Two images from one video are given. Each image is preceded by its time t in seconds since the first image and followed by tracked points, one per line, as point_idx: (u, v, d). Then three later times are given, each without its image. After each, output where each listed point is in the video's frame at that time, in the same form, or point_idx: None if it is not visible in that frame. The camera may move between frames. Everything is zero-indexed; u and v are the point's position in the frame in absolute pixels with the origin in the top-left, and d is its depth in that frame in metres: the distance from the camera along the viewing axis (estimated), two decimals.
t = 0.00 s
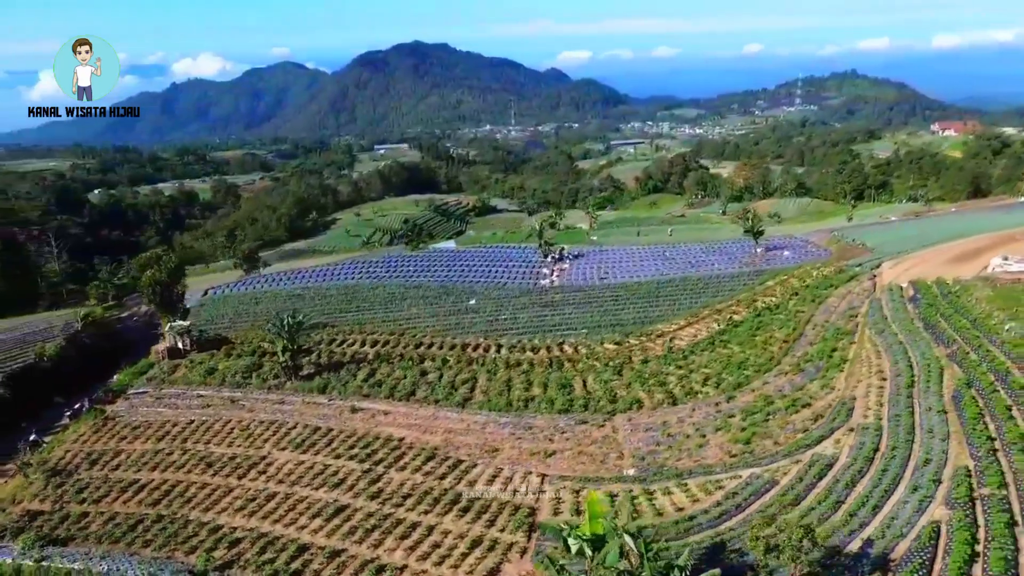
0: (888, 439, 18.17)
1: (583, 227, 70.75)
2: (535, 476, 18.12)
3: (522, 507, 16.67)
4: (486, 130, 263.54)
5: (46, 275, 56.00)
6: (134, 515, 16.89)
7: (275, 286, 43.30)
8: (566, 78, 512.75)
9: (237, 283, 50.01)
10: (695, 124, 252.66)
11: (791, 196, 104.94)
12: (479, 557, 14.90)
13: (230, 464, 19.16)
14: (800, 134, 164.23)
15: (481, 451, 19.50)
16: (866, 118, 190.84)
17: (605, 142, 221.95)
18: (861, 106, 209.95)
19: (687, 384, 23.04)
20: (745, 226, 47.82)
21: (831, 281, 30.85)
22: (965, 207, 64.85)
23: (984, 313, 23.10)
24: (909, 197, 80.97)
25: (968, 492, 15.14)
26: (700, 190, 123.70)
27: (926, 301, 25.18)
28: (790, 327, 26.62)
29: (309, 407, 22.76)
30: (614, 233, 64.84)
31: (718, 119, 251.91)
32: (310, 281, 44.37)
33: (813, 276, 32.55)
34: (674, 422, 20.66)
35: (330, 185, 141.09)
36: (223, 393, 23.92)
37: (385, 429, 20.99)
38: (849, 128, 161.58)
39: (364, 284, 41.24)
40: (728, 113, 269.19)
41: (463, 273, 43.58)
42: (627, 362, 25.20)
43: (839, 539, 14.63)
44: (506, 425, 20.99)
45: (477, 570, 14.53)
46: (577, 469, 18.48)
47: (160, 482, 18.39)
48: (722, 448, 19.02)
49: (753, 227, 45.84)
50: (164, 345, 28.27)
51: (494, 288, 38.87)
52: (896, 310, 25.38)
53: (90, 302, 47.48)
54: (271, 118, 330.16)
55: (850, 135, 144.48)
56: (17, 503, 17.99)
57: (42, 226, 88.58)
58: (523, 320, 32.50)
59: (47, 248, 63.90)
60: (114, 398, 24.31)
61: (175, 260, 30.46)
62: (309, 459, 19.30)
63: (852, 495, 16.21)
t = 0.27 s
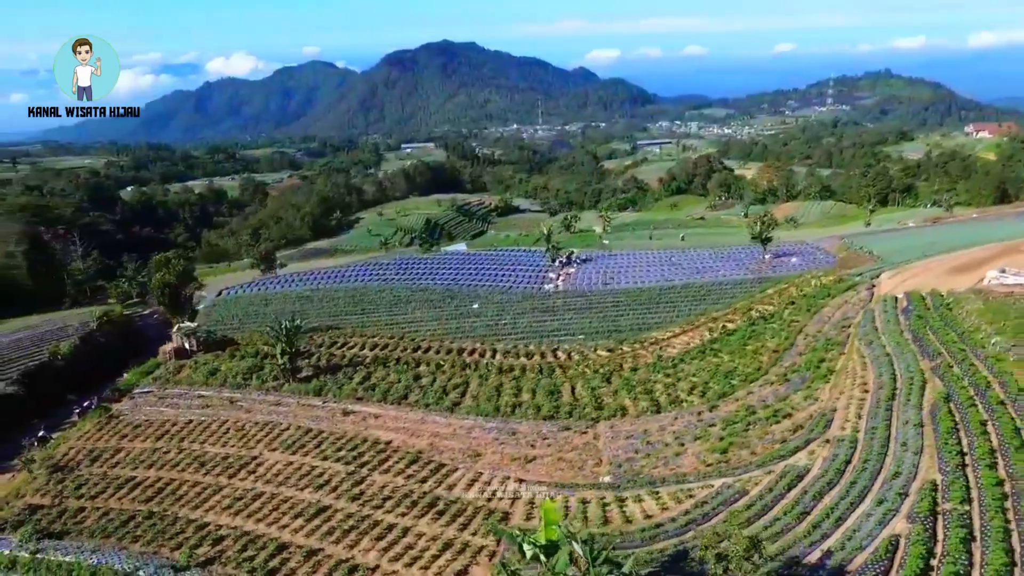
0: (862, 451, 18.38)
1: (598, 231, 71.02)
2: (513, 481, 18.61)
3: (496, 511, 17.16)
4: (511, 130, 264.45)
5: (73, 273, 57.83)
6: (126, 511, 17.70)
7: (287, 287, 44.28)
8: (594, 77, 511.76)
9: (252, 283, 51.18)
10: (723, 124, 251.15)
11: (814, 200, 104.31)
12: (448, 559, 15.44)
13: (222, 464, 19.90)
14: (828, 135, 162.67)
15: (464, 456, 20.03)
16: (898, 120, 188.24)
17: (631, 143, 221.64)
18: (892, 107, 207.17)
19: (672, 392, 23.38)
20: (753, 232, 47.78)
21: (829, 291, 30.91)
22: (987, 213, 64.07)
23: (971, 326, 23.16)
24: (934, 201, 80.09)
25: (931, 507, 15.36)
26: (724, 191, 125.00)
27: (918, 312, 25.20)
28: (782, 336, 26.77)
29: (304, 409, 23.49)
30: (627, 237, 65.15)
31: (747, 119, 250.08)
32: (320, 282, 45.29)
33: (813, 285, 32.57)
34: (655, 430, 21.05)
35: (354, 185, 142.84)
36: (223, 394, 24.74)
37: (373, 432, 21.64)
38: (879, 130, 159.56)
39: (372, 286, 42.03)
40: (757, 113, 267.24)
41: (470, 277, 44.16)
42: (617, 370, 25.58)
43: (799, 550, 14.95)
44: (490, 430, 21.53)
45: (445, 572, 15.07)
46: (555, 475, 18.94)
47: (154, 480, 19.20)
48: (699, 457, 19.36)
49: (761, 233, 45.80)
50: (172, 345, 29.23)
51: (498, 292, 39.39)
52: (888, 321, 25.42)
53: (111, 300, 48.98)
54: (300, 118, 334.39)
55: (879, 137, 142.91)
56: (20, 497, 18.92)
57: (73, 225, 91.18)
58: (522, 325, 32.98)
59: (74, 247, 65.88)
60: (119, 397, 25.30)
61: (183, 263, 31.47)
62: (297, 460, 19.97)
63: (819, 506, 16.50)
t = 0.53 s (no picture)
0: (836, 463, 18.62)
1: (614, 234, 71.29)
2: (493, 485, 19.13)
3: (473, 515, 17.69)
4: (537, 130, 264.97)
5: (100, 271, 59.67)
6: (121, 507, 18.53)
7: (299, 288, 45.25)
8: (623, 76, 509.98)
9: (267, 283, 52.35)
10: (751, 124, 249.06)
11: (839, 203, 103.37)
12: (421, 559, 15.98)
13: (216, 462, 20.67)
14: (858, 137, 160.66)
15: (447, 459, 20.60)
16: (931, 121, 185.33)
17: (657, 143, 220.79)
18: (925, 108, 204.12)
19: (659, 400, 23.74)
20: (761, 237, 47.66)
21: (826, 300, 30.96)
22: (1012, 219, 63.13)
23: (959, 339, 23.20)
24: (961, 206, 79.05)
25: (894, 520, 15.60)
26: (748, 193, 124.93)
27: (909, 323, 25.24)
28: (774, 346, 26.93)
29: (299, 410, 24.24)
30: (642, 241, 65.31)
31: (776, 120, 247.69)
32: (331, 283, 46.15)
33: (813, 294, 32.57)
34: (637, 437, 21.45)
35: (377, 185, 144.47)
36: (224, 395, 25.60)
37: (363, 433, 22.29)
38: (910, 131, 157.39)
39: (380, 289, 42.77)
40: (787, 113, 264.57)
41: (477, 279, 44.68)
42: (607, 377, 25.96)
43: (761, 559, 15.27)
44: (476, 434, 22.07)
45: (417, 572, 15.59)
46: (534, 480, 19.42)
47: (150, 477, 20.01)
48: (678, 466, 19.71)
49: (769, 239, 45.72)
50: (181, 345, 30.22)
51: (502, 296, 39.89)
52: (878, 333, 25.50)
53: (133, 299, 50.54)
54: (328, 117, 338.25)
55: (910, 139, 140.89)
56: (25, 491, 19.89)
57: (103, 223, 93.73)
58: (521, 329, 33.45)
59: (100, 245, 67.85)
60: (126, 395, 26.34)
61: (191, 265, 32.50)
62: (288, 460, 20.67)
63: (786, 516, 16.80)
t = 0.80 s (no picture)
0: (811, 473, 18.88)
1: (630, 236, 71.40)
2: (474, 488, 19.69)
3: (452, 517, 18.26)
4: (561, 130, 265.22)
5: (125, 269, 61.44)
6: (119, 502, 19.40)
7: (311, 289, 46.21)
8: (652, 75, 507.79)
9: (282, 283, 53.47)
10: (779, 125, 246.92)
11: (863, 207, 102.42)
12: (397, 559, 16.59)
13: (212, 461, 21.48)
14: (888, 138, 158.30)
15: (433, 462, 21.20)
16: (964, 122, 181.80)
17: (683, 143, 219.82)
18: (959, 109, 200.27)
19: (646, 408, 24.09)
20: (770, 244, 47.55)
21: (824, 309, 31.01)
22: None
23: (947, 352, 23.27)
24: (989, 210, 77.72)
25: (858, 531, 15.88)
26: (772, 197, 124.50)
27: (901, 335, 25.27)
28: (766, 355, 27.11)
29: (297, 411, 25.02)
30: (655, 244, 65.44)
31: (805, 121, 244.77)
32: (341, 285, 47.04)
33: (812, 303, 32.58)
34: (621, 443, 21.85)
35: (400, 185, 145.91)
36: (226, 395, 26.47)
37: (356, 436, 22.98)
38: (943, 132, 154.68)
39: (388, 291, 43.52)
40: (816, 114, 261.73)
41: (484, 283, 45.18)
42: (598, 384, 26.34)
43: (724, 566, 15.65)
44: (464, 438, 22.62)
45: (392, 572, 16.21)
46: (516, 484, 19.93)
47: (149, 474, 20.89)
48: (657, 473, 20.08)
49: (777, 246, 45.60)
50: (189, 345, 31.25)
51: (507, 300, 40.35)
52: (869, 343, 25.57)
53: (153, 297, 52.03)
54: (356, 116, 341.67)
55: (941, 141, 138.55)
56: (31, 485, 20.88)
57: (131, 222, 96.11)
58: (521, 334, 33.89)
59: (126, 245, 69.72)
60: (134, 394, 27.40)
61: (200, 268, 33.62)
62: (281, 460, 21.41)
63: (755, 525, 17.14)
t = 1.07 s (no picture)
0: (785, 483, 19.15)
1: (644, 240, 71.48)
2: (456, 492, 20.22)
3: (431, 519, 18.80)
4: (585, 131, 264.93)
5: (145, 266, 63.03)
6: (116, 499, 20.25)
7: (320, 290, 47.13)
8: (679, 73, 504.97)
9: (295, 284, 54.54)
10: (806, 125, 244.70)
11: (886, 210, 101.55)
12: (373, 559, 17.17)
13: (207, 460, 22.25)
14: (916, 140, 155.90)
15: (419, 465, 21.76)
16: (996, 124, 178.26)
17: (708, 143, 218.60)
18: (992, 110, 196.48)
19: (633, 414, 24.46)
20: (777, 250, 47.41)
21: (820, 318, 31.08)
22: None
23: (931, 365, 23.39)
24: (1015, 215, 76.39)
25: (821, 541, 16.17)
26: (793, 199, 123.60)
27: (890, 346, 25.32)
28: (756, 363, 27.33)
29: (293, 413, 25.74)
30: (667, 248, 65.65)
31: (832, 122, 241.82)
32: (350, 287, 47.85)
33: (810, 312, 32.61)
34: (603, 450, 22.25)
35: (421, 184, 147.13)
36: (226, 396, 27.30)
37: (347, 438, 23.62)
38: (973, 133, 151.97)
39: (394, 293, 44.19)
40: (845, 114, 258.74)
41: (489, 286, 45.65)
42: (588, 390, 26.72)
43: (688, 573, 16.01)
44: (451, 442, 23.16)
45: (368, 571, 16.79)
46: (496, 488, 20.43)
47: (146, 471, 21.72)
48: (635, 480, 20.45)
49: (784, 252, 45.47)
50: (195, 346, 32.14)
51: (509, 304, 40.79)
52: (858, 354, 25.66)
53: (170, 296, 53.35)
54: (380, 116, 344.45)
55: (969, 143, 136.15)
56: (36, 480, 21.80)
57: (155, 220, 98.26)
58: (519, 339, 34.32)
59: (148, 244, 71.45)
60: (138, 394, 28.32)
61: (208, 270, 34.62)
62: (272, 460, 22.11)
63: (724, 533, 17.47)
